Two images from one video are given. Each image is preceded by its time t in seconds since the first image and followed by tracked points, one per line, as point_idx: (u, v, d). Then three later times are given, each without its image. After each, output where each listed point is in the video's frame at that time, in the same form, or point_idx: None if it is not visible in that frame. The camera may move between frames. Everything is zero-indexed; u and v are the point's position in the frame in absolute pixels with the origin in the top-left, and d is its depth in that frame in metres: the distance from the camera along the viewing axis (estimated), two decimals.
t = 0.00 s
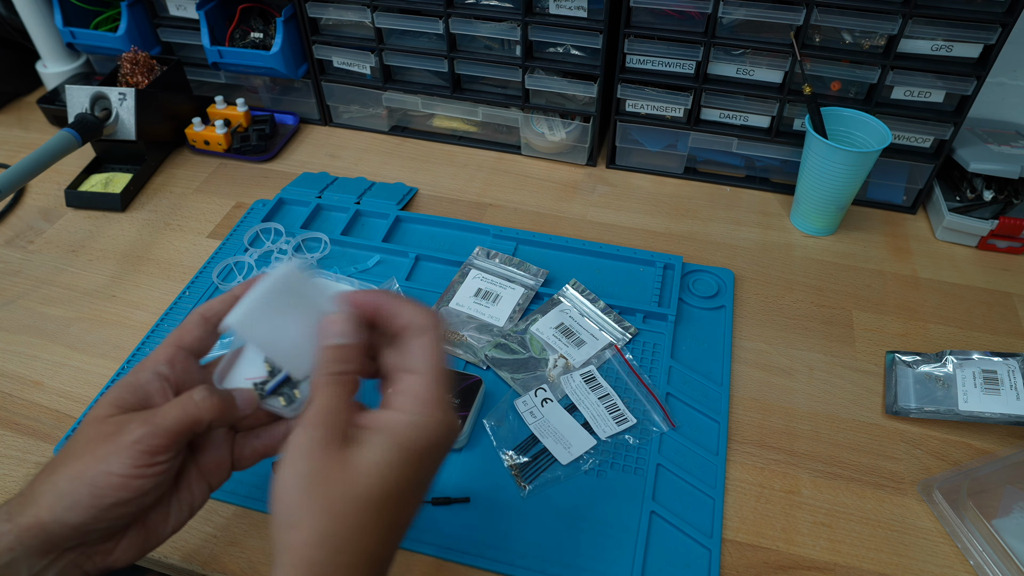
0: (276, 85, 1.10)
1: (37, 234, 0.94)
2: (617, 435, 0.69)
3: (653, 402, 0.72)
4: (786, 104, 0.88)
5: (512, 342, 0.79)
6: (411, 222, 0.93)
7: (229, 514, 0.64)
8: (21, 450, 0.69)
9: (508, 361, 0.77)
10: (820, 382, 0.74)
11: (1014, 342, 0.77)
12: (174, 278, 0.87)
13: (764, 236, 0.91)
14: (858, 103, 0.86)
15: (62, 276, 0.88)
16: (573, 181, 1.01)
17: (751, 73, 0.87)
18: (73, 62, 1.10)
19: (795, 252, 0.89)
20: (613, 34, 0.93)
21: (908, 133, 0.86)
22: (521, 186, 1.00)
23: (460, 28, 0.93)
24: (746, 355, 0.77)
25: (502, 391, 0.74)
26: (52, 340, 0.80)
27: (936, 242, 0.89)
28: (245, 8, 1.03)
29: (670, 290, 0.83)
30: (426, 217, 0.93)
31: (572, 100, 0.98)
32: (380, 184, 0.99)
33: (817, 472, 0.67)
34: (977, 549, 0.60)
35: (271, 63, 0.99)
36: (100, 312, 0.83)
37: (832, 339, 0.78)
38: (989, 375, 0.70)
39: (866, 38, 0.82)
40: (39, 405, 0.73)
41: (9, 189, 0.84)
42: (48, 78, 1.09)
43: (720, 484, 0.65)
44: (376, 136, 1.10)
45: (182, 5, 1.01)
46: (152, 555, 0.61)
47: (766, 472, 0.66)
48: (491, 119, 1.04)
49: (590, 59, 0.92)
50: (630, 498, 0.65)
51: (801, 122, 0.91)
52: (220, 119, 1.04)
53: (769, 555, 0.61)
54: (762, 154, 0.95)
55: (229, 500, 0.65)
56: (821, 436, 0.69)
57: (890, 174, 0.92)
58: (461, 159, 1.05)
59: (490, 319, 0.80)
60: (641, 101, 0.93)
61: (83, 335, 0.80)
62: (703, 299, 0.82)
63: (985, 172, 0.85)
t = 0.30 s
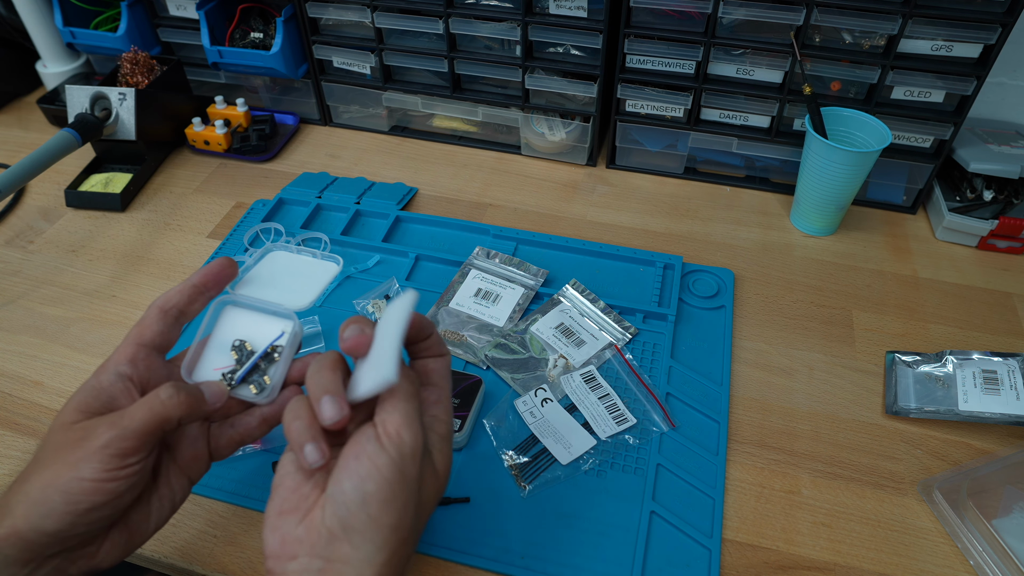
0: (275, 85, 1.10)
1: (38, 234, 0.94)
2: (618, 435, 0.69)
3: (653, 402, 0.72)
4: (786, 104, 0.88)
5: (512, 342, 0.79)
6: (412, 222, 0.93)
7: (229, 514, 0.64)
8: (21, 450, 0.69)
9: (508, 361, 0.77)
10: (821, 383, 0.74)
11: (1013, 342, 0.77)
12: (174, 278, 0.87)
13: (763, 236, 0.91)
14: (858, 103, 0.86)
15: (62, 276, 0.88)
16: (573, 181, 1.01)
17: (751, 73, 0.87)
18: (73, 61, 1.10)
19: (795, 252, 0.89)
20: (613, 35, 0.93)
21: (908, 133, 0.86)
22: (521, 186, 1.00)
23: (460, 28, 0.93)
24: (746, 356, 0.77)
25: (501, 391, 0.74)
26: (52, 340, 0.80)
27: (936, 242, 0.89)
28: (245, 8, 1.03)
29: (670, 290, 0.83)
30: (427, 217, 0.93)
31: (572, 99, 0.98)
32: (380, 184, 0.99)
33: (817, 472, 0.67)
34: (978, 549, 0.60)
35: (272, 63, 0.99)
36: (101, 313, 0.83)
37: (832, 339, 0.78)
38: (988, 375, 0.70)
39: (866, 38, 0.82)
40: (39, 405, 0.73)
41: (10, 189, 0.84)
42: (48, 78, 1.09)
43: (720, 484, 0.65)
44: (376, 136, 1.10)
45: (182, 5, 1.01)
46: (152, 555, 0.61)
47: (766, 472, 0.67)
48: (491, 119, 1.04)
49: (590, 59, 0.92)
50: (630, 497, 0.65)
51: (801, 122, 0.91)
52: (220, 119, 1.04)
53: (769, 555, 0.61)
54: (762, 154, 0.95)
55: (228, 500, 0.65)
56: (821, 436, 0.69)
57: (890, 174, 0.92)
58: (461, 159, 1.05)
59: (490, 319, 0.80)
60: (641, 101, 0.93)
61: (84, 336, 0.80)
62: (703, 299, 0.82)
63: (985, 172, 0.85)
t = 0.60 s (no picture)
0: (273, 82, 1.09)
1: (32, 234, 0.93)
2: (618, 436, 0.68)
3: (654, 403, 0.70)
4: (789, 102, 0.87)
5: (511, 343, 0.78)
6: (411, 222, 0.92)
7: (225, 517, 0.63)
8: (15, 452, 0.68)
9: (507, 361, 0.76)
10: (825, 384, 0.73)
11: (1019, 342, 0.76)
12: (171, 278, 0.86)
13: (766, 235, 0.90)
14: (861, 101, 0.85)
15: (57, 276, 0.87)
16: (574, 180, 1.00)
17: (753, 70, 0.86)
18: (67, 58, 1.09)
19: (798, 251, 0.88)
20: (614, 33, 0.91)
21: (912, 131, 0.85)
22: (521, 185, 0.99)
23: (460, 26, 0.92)
24: (749, 356, 0.76)
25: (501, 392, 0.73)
26: (47, 340, 0.79)
27: (940, 242, 0.89)
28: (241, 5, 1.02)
29: (671, 290, 0.82)
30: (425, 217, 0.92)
31: (572, 98, 0.97)
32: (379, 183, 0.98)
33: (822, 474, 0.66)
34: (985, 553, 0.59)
35: (269, 60, 0.98)
36: (96, 313, 0.82)
37: (836, 339, 0.77)
38: (994, 377, 0.69)
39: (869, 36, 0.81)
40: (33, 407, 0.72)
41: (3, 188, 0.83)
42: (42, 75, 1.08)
43: (721, 485, 0.64)
44: (374, 135, 1.09)
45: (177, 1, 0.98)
46: (147, 559, 0.60)
47: (770, 475, 0.66)
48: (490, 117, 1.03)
49: (590, 57, 0.91)
50: (631, 498, 0.64)
51: (803, 119, 0.89)
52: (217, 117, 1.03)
53: (773, 559, 0.60)
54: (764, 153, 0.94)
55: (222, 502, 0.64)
56: (826, 438, 0.68)
57: (894, 173, 0.91)
58: (460, 158, 1.04)
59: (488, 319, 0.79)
60: (643, 99, 0.92)
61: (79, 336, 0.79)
62: (705, 299, 0.81)
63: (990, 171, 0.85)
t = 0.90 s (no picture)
0: (273, 82, 1.09)
1: (32, 234, 0.93)
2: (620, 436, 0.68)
3: (654, 403, 0.71)
4: (789, 102, 0.87)
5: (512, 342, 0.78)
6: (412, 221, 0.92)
7: (226, 517, 0.63)
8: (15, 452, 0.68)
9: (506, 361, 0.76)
10: (825, 384, 0.73)
11: (1019, 342, 0.76)
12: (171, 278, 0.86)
13: (766, 235, 0.90)
14: (861, 101, 0.85)
15: (57, 276, 0.87)
16: (574, 180, 1.00)
17: (753, 70, 0.86)
18: (67, 58, 1.09)
19: (798, 252, 0.88)
20: (614, 33, 0.91)
21: (912, 131, 0.85)
22: (522, 185, 0.99)
23: (460, 26, 0.92)
24: (749, 357, 0.76)
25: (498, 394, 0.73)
26: (47, 340, 0.79)
27: (940, 242, 0.89)
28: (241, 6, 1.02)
29: (671, 290, 0.83)
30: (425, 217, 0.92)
31: (572, 97, 0.97)
32: (379, 183, 0.98)
33: (820, 474, 0.66)
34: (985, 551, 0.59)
35: (269, 60, 0.98)
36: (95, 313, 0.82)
37: (836, 340, 0.77)
38: (993, 377, 0.69)
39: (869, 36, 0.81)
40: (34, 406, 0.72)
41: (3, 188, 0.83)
42: (43, 75, 1.08)
43: (721, 483, 0.64)
44: (374, 135, 1.09)
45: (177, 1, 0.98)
46: (148, 559, 0.60)
47: (770, 475, 0.66)
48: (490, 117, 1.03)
49: (590, 57, 0.91)
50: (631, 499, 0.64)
51: (803, 120, 0.89)
52: (217, 117, 1.03)
53: (773, 559, 0.60)
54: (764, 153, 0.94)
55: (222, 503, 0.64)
56: (825, 439, 0.69)
57: (894, 173, 0.91)
58: (460, 158, 1.04)
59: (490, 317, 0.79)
60: (643, 100, 0.92)
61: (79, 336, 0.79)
62: (705, 300, 0.81)
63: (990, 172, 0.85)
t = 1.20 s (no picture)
0: (273, 82, 1.09)
1: (32, 234, 0.93)
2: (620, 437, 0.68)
3: (654, 403, 0.71)
4: (789, 102, 0.87)
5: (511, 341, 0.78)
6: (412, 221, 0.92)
7: (226, 517, 0.63)
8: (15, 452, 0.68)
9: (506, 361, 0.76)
10: (825, 384, 0.73)
11: (1020, 343, 0.76)
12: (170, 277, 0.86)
13: (766, 235, 0.90)
14: (861, 101, 0.85)
15: (57, 276, 0.87)
16: (574, 181, 1.00)
17: (754, 70, 0.86)
18: (68, 58, 1.09)
19: (798, 252, 0.88)
20: (614, 33, 0.91)
21: (912, 131, 0.85)
22: (522, 185, 0.99)
23: (460, 26, 0.92)
24: (749, 357, 0.76)
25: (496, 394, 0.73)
26: (47, 340, 0.79)
27: (940, 242, 0.89)
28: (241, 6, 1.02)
29: (671, 290, 0.82)
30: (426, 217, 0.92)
31: (572, 98, 0.97)
32: (379, 183, 0.98)
33: (820, 474, 0.66)
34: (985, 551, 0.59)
35: (269, 60, 0.98)
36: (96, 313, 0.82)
37: (836, 340, 0.77)
38: (993, 376, 0.69)
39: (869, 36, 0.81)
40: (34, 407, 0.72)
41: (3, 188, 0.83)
42: (43, 74, 1.08)
43: (721, 482, 0.64)
44: (374, 135, 1.09)
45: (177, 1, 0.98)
46: (148, 559, 0.60)
47: (770, 475, 0.66)
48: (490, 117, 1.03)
49: (590, 57, 0.91)
50: (631, 499, 0.64)
51: (803, 119, 0.89)
52: (217, 117, 1.03)
53: (773, 559, 0.60)
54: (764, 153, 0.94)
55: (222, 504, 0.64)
56: (825, 439, 0.69)
57: (894, 173, 0.91)
58: (460, 158, 1.04)
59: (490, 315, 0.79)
60: (643, 100, 0.92)
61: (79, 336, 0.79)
62: (705, 300, 0.81)
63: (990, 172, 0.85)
